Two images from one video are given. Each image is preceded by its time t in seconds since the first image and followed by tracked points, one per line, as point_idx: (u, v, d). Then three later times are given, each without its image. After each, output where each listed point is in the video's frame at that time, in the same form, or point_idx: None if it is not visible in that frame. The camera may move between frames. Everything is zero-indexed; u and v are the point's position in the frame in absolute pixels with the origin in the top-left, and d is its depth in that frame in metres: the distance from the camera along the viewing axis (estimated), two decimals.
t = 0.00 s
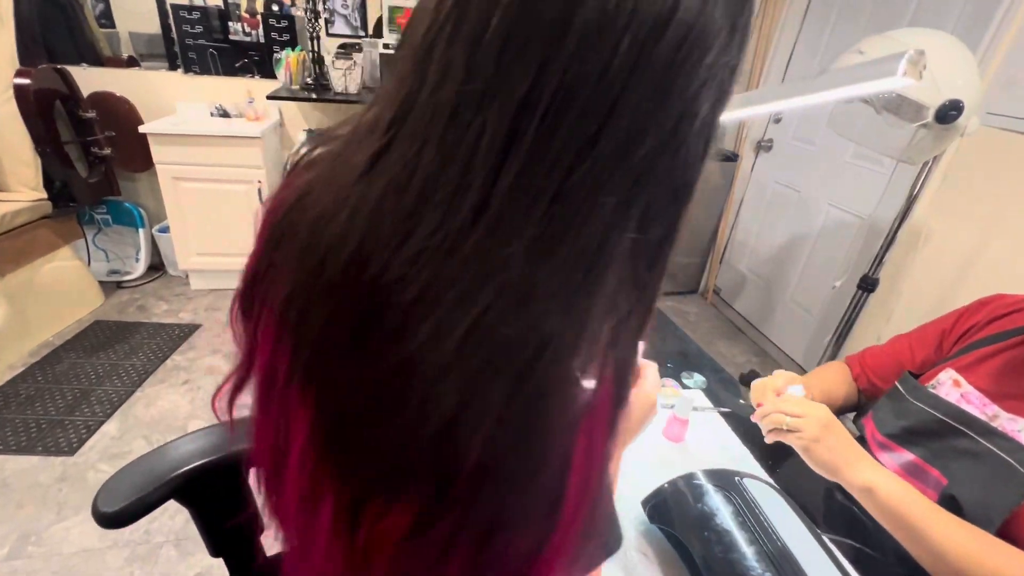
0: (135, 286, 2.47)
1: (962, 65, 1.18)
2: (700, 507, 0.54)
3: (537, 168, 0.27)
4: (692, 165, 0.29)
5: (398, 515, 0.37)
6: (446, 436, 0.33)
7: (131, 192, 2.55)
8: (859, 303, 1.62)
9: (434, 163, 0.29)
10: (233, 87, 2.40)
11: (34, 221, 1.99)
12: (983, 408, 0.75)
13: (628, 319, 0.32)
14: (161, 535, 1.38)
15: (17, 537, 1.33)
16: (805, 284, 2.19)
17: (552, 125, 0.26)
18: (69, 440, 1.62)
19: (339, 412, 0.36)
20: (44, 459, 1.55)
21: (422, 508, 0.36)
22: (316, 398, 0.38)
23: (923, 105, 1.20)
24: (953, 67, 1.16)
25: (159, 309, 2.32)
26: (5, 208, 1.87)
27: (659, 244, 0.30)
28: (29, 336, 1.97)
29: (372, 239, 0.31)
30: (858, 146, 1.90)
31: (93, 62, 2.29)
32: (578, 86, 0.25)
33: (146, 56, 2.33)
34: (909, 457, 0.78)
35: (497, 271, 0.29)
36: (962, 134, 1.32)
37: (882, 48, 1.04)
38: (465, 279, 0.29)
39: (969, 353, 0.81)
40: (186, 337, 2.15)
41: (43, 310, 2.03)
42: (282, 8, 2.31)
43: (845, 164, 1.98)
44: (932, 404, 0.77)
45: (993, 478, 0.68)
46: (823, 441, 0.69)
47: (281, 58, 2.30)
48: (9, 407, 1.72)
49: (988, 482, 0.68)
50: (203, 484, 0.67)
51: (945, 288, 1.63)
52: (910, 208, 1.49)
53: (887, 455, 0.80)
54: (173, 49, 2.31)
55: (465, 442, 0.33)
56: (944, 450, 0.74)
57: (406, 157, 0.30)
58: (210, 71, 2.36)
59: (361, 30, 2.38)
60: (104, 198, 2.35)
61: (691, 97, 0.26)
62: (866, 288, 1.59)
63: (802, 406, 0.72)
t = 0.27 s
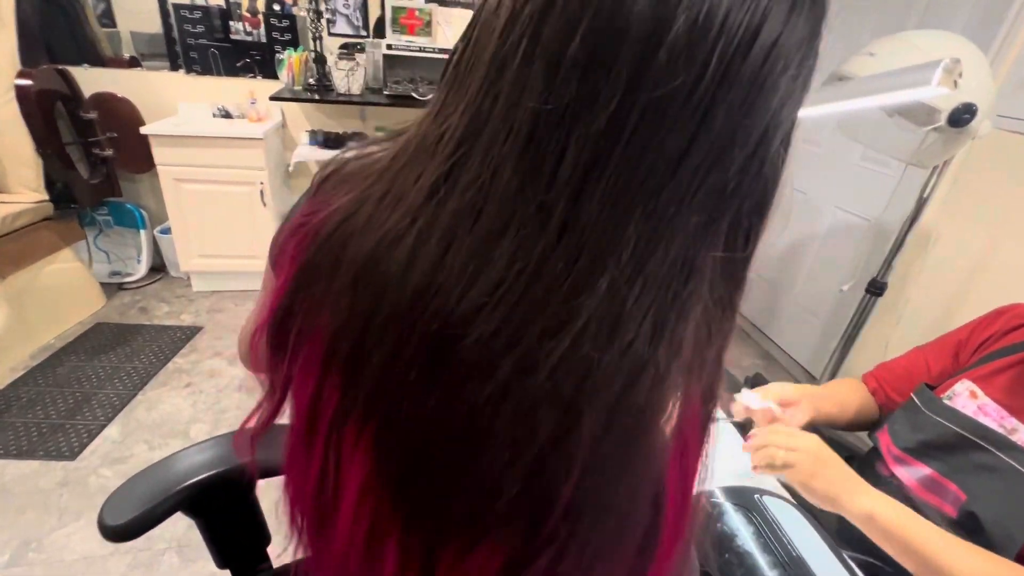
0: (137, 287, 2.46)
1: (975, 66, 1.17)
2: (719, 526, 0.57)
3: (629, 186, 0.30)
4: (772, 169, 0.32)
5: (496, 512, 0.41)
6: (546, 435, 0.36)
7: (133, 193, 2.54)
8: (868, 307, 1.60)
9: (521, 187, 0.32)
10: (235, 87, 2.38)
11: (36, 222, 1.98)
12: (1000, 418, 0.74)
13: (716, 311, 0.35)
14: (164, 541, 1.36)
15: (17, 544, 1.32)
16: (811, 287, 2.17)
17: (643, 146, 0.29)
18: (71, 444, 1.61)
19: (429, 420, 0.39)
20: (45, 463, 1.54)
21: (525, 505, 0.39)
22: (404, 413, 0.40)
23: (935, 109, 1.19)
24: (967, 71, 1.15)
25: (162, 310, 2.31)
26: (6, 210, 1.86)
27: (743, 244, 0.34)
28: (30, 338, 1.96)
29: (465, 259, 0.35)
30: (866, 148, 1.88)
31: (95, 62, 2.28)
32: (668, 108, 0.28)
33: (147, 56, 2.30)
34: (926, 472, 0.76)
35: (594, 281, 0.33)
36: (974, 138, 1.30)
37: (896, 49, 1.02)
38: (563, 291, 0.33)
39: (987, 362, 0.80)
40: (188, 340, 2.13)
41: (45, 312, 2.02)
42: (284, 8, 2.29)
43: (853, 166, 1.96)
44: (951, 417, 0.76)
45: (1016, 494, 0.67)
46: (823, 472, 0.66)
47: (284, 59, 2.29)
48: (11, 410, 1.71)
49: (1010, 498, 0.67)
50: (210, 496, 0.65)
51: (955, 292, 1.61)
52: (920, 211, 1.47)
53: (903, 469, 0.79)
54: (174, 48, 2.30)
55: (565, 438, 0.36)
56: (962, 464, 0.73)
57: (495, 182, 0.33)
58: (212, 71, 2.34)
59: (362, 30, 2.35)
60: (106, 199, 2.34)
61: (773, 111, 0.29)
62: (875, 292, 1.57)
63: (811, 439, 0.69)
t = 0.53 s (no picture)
0: (157, 289, 2.50)
1: None
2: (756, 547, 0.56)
3: (632, 179, 0.30)
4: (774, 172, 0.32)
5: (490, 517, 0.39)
6: (544, 436, 0.35)
7: (153, 196, 2.58)
8: (895, 314, 1.56)
9: (524, 178, 0.32)
10: (254, 92, 2.40)
11: (61, 225, 2.02)
12: None
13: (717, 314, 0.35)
14: (181, 543, 1.37)
15: (38, 542, 1.34)
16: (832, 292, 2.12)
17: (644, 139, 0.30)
18: (92, 443, 1.63)
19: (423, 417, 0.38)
20: (67, 462, 1.56)
21: (517, 512, 0.38)
22: (398, 410, 0.40)
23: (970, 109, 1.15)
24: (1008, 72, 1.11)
25: (181, 312, 2.34)
26: (32, 213, 1.89)
27: (745, 247, 0.34)
28: (54, 338, 1.99)
29: (464, 252, 0.35)
30: (890, 150, 1.83)
31: (119, 68, 2.32)
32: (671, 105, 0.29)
33: (168, 62, 2.36)
34: (961, 487, 0.73)
35: (591, 276, 0.32)
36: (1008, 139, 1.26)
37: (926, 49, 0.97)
38: (562, 282, 0.33)
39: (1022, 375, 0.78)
40: (206, 341, 2.16)
41: (68, 312, 2.06)
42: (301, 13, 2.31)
43: (878, 169, 1.91)
44: (986, 430, 0.73)
45: None
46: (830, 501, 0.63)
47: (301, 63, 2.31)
48: (34, 409, 1.74)
49: None
50: (231, 499, 0.64)
51: (986, 299, 1.56)
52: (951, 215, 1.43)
53: (936, 484, 0.76)
54: (195, 53, 2.33)
55: (563, 439, 0.35)
56: (1001, 479, 0.70)
57: (497, 175, 0.33)
58: (231, 76, 2.37)
59: (378, 34, 2.37)
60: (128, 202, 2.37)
61: (781, 109, 0.29)
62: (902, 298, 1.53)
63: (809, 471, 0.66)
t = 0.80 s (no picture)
0: (193, 294, 2.59)
1: None
2: (773, 566, 0.55)
3: (533, 172, 0.31)
4: (680, 170, 0.31)
5: (431, 489, 0.41)
6: (467, 417, 0.37)
7: (191, 205, 2.68)
8: (930, 327, 1.51)
9: (451, 172, 0.34)
10: (286, 105, 2.51)
11: (106, 233, 2.12)
12: None
13: (630, 307, 0.35)
14: (212, 541, 1.42)
15: (80, 537, 1.41)
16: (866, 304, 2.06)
17: (545, 127, 0.30)
18: (130, 443, 1.70)
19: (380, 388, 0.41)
20: (108, 461, 1.64)
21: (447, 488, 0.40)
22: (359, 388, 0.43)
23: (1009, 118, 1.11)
24: None
25: (214, 317, 2.42)
26: (80, 222, 2.00)
27: (654, 243, 0.33)
28: (97, 341, 2.09)
29: (407, 243, 0.37)
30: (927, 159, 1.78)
31: (161, 84, 2.43)
32: (568, 91, 0.29)
33: (207, 77, 2.46)
34: (993, 510, 0.71)
35: (504, 265, 0.33)
36: None
37: (961, 54, 0.93)
38: (478, 272, 0.34)
39: None
40: (238, 346, 2.23)
41: (111, 316, 2.15)
42: (332, 28, 2.39)
43: (912, 178, 1.86)
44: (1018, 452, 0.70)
45: None
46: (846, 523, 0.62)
47: (333, 77, 2.38)
48: (79, 409, 1.83)
49: None
50: (268, 501, 0.67)
51: None
52: (991, 227, 1.38)
53: (967, 508, 0.74)
54: (231, 68, 2.42)
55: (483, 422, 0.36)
56: None
57: (435, 171, 0.36)
58: (265, 90, 2.46)
59: (405, 46, 2.48)
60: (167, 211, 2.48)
61: (668, 102, 0.29)
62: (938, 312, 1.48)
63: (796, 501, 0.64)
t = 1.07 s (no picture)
0: (211, 295, 2.63)
1: None
2: None
3: (423, 99, 0.38)
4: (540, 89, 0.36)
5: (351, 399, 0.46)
6: (373, 318, 0.42)
7: (209, 207, 2.73)
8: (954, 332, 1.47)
9: (379, 117, 0.43)
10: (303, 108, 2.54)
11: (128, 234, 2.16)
12: None
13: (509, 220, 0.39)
14: (226, 538, 1.44)
15: (99, 531, 1.43)
16: (887, 308, 2.01)
17: (425, 78, 0.38)
18: (149, 440, 1.73)
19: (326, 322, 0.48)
20: (127, 457, 1.67)
21: (360, 394, 0.44)
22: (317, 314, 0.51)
23: None
24: None
25: (231, 317, 2.46)
26: (103, 223, 2.04)
27: (524, 157, 0.38)
28: (118, 340, 2.13)
29: (350, 184, 0.46)
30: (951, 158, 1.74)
31: (181, 88, 2.48)
32: (439, 48, 0.37)
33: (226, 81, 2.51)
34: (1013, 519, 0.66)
35: (407, 183, 0.40)
36: None
37: (987, 52, 0.90)
38: (390, 192, 0.41)
39: None
40: (254, 346, 2.26)
41: (132, 315, 2.20)
42: (348, 32, 2.41)
43: (935, 178, 1.81)
44: None
45: None
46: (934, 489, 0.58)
47: (348, 81, 2.41)
48: (99, 406, 1.86)
49: None
50: (285, 497, 0.67)
51: None
52: (1018, 228, 1.34)
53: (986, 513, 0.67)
54: (249, 72, 2.46)
55: (384, 320, 0.41)
56: None
57: (371, 121, 0.44)
58: (282, 93, 2.50)
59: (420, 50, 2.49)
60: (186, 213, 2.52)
61: (517, 29, 0.35)
62: (963, 316, 1.44)
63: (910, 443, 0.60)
